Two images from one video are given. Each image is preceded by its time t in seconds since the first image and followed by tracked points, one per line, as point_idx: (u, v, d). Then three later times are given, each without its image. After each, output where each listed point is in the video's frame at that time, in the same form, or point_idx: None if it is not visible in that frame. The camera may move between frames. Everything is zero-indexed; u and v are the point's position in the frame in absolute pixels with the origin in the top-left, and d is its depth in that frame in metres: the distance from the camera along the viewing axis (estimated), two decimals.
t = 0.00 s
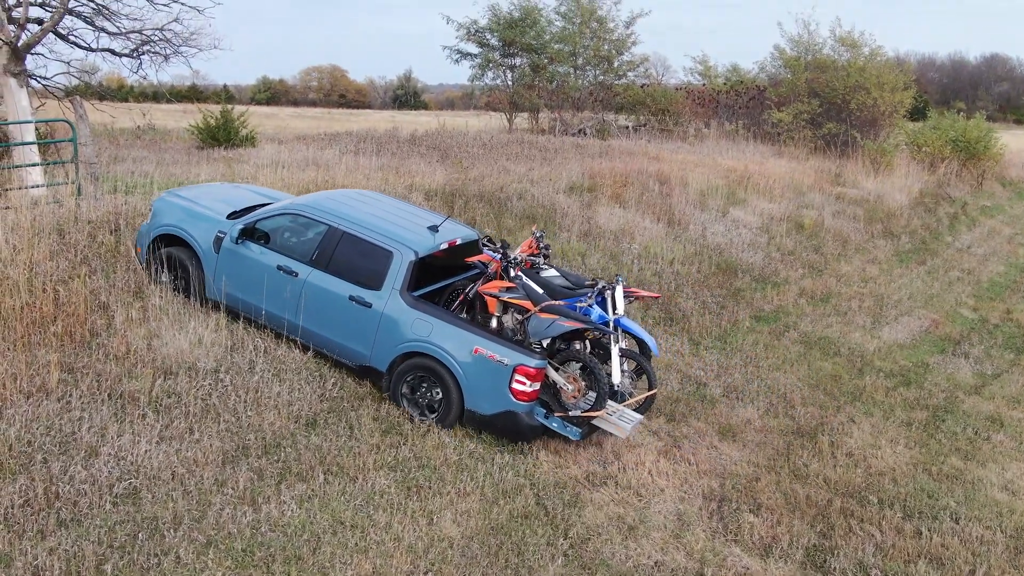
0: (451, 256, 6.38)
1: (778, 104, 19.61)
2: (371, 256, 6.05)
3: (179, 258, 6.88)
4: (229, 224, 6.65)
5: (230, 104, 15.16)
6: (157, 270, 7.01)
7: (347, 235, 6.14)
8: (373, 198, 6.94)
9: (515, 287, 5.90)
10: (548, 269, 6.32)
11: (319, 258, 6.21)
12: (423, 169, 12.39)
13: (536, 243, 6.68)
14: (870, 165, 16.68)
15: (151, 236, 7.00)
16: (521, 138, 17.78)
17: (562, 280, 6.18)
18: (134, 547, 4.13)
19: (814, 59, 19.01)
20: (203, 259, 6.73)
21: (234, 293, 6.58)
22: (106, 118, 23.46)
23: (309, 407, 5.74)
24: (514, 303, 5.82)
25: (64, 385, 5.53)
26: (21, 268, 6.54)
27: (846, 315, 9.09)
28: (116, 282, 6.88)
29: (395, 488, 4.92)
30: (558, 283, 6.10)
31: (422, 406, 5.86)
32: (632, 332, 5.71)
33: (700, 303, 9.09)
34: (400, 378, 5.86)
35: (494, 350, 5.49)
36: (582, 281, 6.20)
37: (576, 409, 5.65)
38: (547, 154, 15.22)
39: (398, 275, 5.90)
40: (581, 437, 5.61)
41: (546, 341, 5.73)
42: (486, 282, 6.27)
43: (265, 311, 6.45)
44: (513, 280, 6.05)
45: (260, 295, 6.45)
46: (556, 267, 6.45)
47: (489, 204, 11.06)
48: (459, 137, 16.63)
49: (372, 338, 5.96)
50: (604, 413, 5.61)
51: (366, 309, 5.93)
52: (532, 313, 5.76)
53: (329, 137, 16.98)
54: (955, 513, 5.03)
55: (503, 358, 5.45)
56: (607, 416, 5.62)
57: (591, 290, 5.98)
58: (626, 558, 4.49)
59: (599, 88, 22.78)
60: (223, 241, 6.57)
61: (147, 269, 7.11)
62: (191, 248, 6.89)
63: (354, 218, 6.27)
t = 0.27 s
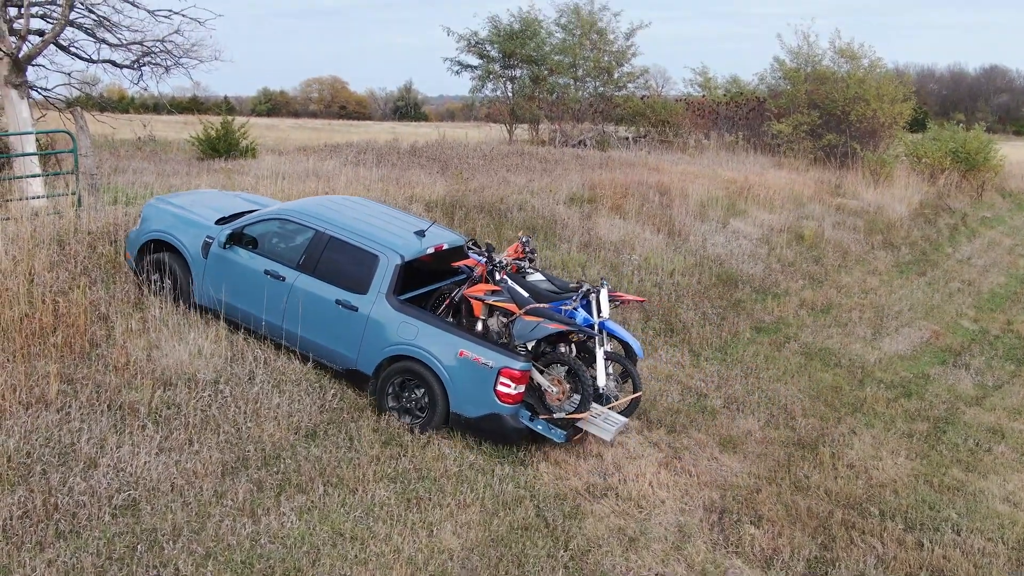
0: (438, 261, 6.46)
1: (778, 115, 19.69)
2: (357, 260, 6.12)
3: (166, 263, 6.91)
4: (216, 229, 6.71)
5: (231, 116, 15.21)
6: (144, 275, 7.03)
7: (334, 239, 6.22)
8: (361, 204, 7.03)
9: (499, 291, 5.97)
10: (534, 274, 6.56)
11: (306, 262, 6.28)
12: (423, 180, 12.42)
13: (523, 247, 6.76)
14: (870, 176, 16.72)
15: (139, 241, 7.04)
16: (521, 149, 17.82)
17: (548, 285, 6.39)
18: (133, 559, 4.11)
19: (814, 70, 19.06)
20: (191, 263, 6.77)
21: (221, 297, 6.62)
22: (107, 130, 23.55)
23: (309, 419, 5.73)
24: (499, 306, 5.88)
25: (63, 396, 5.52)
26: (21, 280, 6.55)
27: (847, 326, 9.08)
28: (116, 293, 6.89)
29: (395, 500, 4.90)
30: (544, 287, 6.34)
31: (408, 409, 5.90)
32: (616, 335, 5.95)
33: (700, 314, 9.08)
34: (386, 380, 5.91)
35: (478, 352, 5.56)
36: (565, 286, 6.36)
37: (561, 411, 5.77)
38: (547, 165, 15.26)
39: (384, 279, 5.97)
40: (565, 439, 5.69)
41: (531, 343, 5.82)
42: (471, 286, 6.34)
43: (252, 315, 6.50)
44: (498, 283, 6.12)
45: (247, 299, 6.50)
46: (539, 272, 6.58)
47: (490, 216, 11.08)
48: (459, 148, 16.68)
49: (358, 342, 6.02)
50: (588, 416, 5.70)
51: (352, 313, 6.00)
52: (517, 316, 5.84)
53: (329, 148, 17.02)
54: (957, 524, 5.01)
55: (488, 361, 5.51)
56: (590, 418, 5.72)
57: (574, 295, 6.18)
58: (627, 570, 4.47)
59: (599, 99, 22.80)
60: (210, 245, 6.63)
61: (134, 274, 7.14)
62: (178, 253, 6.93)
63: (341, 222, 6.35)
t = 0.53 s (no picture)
0: (424, 268, 6.51)
1: (777, 127, 19.77)
2: (344, 267, 6.17)
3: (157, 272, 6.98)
4: (205, 237, 6.77)
5: (231, 128, 15.28)
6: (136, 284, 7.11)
7: (321, 247, 6.28)
8: (349, 212, 7.10)
9: (485, 297, 6.07)
10: (520, 280, 6.32)
11: (293, 269, 6.34)
12: (424, 192, 12.46)
13: (510, 254, 6.64)
14: (870, 189, 16.77)
15: (130, 251, 7.12)
16: (521, 161, 17.90)
17: (535, 290, 6.19)
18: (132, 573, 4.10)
19: (814, 83, 19.11)
20: (180, 272, 6.83)
21: (210, 305, 6.67)
22: (109, 142, 23.65)
23: (308, 431, 5.72)
24: (484, 312, 5.99)
25: (62, 408, 5.51)
26: (20, 291, 6.56)
27: (848, 339, 9.09)
28: (115, 305, 6.89)
29: (395, 513, 4.89)
30: (530, 292, 6.14)
31: (394, 416, 5.93)
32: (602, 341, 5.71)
33: (700, 326, 9.08)
34: (372, 388, 5.94)
35: (462, 359, 5.58)
36: (553, 291, 6.16)
37: (545, 418, 5.76)
38: (547, 177, 15.30)
39: (370, 286, 6.02)
40: (550, 445, 5.64)
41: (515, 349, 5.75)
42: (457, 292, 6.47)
43: (240, 323, 6.55)
44: (484, 290, 6.22)
45: (235, 307, 6.54)
46: (527, 278, 6.41)
47: (490, 228, 11.11)
48: (460, 160, 16.75)
49: (345, 348, 6.06)
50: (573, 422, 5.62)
51: (338, 321, 6.04)
52: (502, 322, 5.87)
53: (330, 160, 17.10)
54: (958, 537, 4.99)
55: (472, 367, 5.53)
56: (576, 424, 5.67)
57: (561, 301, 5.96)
58: None
59: (599, 112, 22.89)
60: (199, 254, 6.69)
61: (126, 284, 7.21)
62: (168, 261, 6.99)
63: (327, 230, 6.41)
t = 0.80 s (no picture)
0: (412, 278, 6.58)
1: (777, 143, 19.85)
2: (332, 277, 6.22)
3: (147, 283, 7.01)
4: (194, 248, 6.82)
5: (232, 143, 15.36)
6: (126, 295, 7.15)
7: (309, 257, 6.33)
8: (337, 222, 7.16)
9: (471, 307, 6.20)
10: (508, 290, 6.47)
11: (281, 279, 6.38)
12: (423, 207, 12.49)
13: (496, 263, 6.74)
14: (869, 204, 16.82)
15: (120, 263, 7.16)
16: (521, 176, 17.97)
17: (522, 299, 6.33)
18: None
19: (813, 98, 19.19)
20: (169, 283, 6.87)
21: (199, 315, 6.71)
22: (110, 157, 23.76)
23: (308, 446, 5.70)
24: (470, 322, 6.13)
25: (61, 424, 5.50)
26: (20, 306, 6.57)
27: (848, 354, 9.08)
28: (115, 320, 6.89)
29: (394, 529, 4.87)
30: (517, 301, 6.27)
31: (382, 425, 5.98)
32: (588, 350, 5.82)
33: (700, 341, 9.07)
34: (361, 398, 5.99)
35: (449, 368, 5.63)
36: (540, 301, 6.35)
37: (532, 426, 5.78)
38: (547, 192, 15.36)
39: (357, 296, 6.07)
40: (536, 454, 5.66)
41: (502, 358, 5.94)
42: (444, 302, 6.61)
43: (230, 333, 6.58)
44: (470, 299, 6.30)
45: (224, 317, 6.58)
46: (515, 288, 6.54)
47: (490, 243, 11.14)
48: (460, 175, 16.82)
49: (333, 358, 6.11)
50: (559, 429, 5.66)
51: (327, 330, 6.08)
52: (488, 332, 6.00)
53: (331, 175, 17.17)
54: (961, 553, 4.97)
55: (459, 377, 5.58)
56: (563, 432, 5.66)
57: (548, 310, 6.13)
58: None
59: (599, 127, 23.10)
60: (188, 264, 6.73)
61: (116, 295, 7.25)
62: (157, 272, 7.03)
63: (315, 240, 6.46)
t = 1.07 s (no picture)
0: (405, 288, 6.66)
1: (780, 158, 19.91)
2: (325, 289, 6.30)
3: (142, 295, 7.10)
4: (189, 259, 6.90)
5: (237, 159, 15.46)
6: (122, 308, 7.24)
7: (302, 268, 6.41)
8: (331, 233, 7.25)
9: (464, 318, 6.14)
10: (500, 301, 6.66)
11: (275, 290, 6.46)
12: (427, 222, 12.54)
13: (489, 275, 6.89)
14: (874, 220, 16.82)
15: (116, 274, 7.25)
16: (525, 191, 18.04)
17: (514, 311, 6.50)
18: None
19: (816, 113, 19.23)
20: (164, 294, 6.96)
21: (194, 326, 6.78)
22: (116, 172, 23.93)
23: (311, 462, 5.70)
24: (464, 333, 6.06)
25: (65, 439, 5.51)
26: (25, 321, 6.61)
27: (853, 369, 9.06)
28: (120, 335, 6.91)
29: (398, 545, 4.86)
30: (509, 313, 6.43)
31: (375, 436, 6.06)
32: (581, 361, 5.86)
33: (705, 357, 9.06)
34: (354, 408, 6.07)
35: (441, 380, 5.71)
36: (533, 313, 6.43)
37: (524, 437, 5.81)
38: (551, 207, 15.40)
39: (350, 307, 6.15)
40: (528, 465, 5.78)
41: (495, 369, 5.97)
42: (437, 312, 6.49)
43: (224, 343, 6.66)
44: (463, 310, 6.35)
45: (219, 328, 6.66)
46: (507, 300, 6.71)
47: (494, 258, 11.17)
48: (464, 191, 16.89)
49: (327, 369, 6.18)
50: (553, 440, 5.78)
51: (320, 341, 6.16)
52: (481, 342, 6.00)
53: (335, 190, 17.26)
54: (967, 572, 4.94)
55: (451, 388, 5.67)
56: (554, 443, 5.81)
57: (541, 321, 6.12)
58: None
59: (602, 142, 23.26)
60: (182, 275, 6.81)
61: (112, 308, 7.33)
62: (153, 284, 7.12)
63: (309, 251, 6.55)
